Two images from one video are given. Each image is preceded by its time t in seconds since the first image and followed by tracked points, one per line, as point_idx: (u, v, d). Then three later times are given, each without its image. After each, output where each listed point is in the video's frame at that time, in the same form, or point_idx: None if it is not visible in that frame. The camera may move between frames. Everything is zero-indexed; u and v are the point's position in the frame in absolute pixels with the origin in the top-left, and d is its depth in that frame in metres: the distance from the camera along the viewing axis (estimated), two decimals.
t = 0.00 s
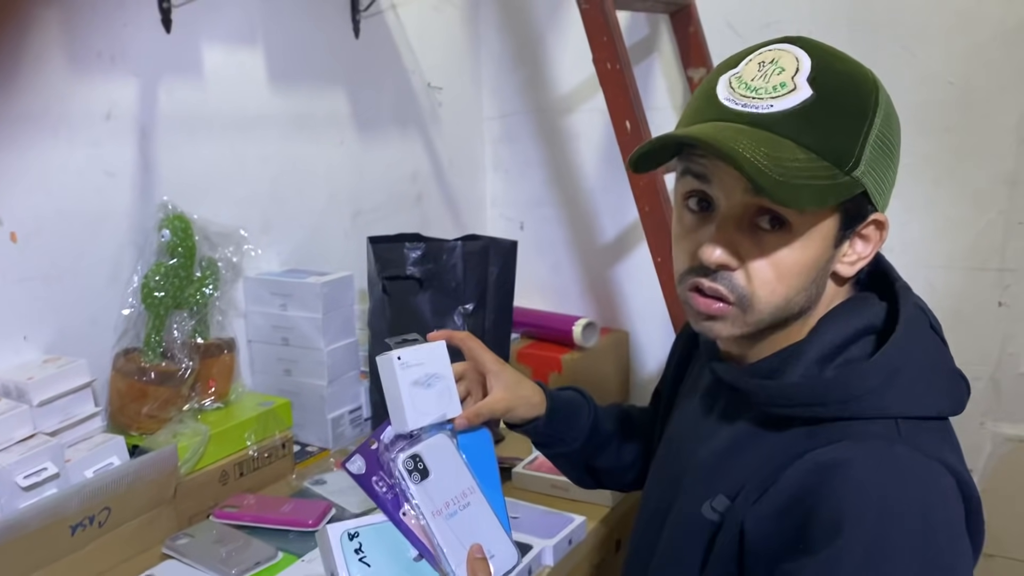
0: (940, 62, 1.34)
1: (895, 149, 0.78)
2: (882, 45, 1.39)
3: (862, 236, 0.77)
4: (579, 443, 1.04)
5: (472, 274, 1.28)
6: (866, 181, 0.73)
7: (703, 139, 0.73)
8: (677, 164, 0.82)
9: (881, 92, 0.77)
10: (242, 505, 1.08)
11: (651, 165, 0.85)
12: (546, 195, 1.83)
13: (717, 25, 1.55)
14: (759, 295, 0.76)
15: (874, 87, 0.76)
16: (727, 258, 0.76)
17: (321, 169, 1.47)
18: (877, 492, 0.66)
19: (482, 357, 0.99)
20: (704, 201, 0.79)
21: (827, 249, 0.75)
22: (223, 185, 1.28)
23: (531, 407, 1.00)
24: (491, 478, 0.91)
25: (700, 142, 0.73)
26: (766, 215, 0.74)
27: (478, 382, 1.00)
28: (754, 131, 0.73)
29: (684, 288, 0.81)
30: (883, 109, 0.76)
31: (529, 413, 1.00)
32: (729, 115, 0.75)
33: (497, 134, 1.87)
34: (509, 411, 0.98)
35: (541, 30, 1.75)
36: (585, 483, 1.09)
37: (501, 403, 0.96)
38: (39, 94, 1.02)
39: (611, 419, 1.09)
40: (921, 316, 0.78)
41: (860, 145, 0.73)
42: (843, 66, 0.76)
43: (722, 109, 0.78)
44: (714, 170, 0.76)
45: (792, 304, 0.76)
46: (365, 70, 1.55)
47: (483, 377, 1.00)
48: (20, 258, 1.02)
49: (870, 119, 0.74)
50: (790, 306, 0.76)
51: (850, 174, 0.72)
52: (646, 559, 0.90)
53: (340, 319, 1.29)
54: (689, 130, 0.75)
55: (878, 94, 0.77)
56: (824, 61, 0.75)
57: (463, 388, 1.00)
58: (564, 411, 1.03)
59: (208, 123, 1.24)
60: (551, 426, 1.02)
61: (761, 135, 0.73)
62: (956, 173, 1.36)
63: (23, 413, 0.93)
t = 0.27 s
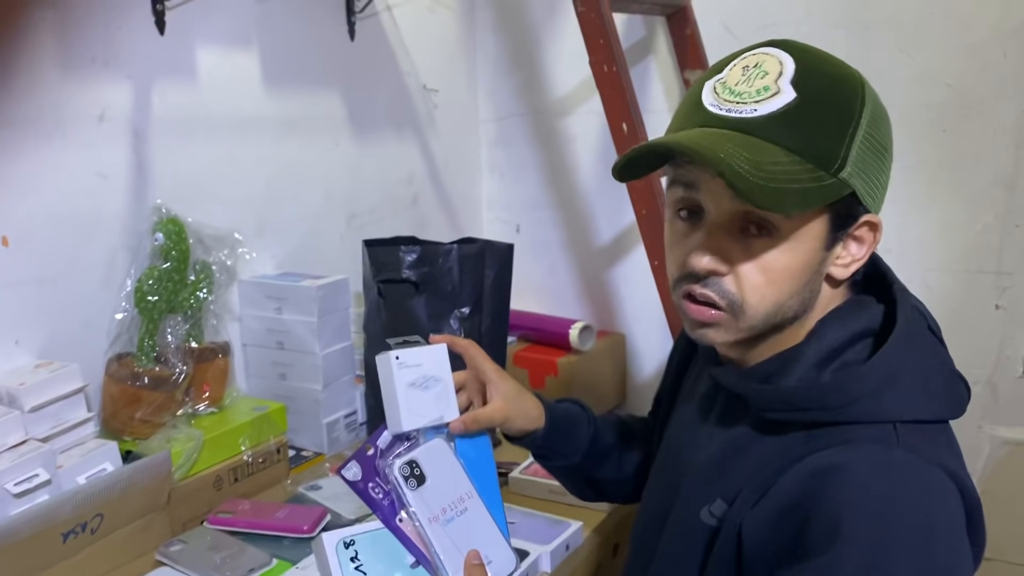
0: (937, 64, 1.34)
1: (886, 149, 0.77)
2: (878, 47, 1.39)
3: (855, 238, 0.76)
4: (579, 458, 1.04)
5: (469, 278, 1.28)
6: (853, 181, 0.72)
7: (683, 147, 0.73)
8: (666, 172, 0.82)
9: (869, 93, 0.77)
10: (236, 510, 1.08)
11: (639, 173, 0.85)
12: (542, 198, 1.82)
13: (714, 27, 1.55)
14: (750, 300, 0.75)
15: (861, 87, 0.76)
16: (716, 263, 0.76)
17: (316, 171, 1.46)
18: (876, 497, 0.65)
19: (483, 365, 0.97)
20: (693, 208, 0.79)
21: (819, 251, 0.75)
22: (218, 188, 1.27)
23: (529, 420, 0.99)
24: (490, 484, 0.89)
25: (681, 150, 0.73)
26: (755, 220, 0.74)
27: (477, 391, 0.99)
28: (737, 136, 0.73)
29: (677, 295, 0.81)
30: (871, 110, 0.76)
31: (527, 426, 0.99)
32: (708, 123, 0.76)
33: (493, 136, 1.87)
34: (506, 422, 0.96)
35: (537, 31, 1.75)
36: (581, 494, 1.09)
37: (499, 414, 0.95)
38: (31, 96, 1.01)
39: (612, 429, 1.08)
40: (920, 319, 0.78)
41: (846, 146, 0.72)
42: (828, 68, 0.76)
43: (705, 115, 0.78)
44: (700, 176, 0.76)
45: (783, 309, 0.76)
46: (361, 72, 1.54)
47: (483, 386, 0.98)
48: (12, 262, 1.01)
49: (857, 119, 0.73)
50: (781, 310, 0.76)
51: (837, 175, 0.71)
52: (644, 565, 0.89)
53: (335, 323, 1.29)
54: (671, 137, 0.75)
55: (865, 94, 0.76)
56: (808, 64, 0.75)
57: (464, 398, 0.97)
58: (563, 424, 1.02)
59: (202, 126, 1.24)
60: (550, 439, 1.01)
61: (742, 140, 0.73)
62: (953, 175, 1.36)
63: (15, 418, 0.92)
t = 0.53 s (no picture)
0: (938, 68, 1.33)
1: (823, 167, 0.69)
2: (878, 50, 1.38)
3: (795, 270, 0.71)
4: (586, 479, 1.00)
5: (465, 283, 1.25)
6: (742, 221, 0.68)
7: (580, 210, 0.79)
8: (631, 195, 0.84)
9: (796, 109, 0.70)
10: (229, 521, 1.06)
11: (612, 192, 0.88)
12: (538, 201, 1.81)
13: (712, 30, 1.53)
14: (685, 332, 0.77)
15: (771, 109, 0.70)
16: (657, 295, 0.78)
17: (310, 175, 1.44)
18: (878, 516, 0.64)
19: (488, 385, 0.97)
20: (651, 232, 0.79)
21: (744, 284, 0.72)
22: (210, 192, 1.25)
23: (533, 441, 0.97)
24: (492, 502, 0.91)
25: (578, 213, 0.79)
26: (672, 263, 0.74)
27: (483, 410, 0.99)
28: (625, 192, 0.76)
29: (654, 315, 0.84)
30: (789, 130, 0.69)
31: (532, 447, 0.97)
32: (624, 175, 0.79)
33: (489, 139, 1.85)
34: (510, 444, 0.95)
35: (534, 33, 1.73)
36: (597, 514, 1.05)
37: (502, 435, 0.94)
38: (20, 99, 0.99)
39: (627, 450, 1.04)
40: (930, 333, 0.75)
41: (727, 189, 0.69)
42: (736, 96, 0.72)
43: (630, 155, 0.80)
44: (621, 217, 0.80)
45: (732, 333, 0.75)
46: (356, 74, 1.52)
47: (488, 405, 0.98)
48: None
49: (747, 151, 0.69)
50: (721, 337, 0.76)
51: (712, 220, 0.70)
52: None
53: (329, 329, 1.27)
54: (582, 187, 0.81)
55: (779, 114, 0.70)
56: (705, 101, 0.73)
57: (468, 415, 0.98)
58: (569, 445, 0.99)
59: (194, 129, 1.22)
60: (556, 461, 0.98)
61: (638, 194, 0.75)
62: (953, 180, 1.35)
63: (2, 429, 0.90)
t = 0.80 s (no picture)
0: (944, 70, 1.31)
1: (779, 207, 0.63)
2: (883, 53, 1.35)
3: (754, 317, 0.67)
4: (606, 500, 0.97)
5: (463, 291, 1.22)
6: (682, 265, 0.66)
7: (542, 230, 0.79)
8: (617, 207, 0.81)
9: (752, 141, 0.64)
10: (220, 536, 1.03)
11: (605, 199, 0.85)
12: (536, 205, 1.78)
13: (713, 31, 1.51)
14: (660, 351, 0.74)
15: (720, 143, 0.65)
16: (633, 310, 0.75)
17: (304, 179, 1.41)
18: (868, 546, 0.60)
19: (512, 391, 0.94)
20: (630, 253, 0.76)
21: (704, 322, 0.69)
22: (202, 197, 1.22)
23: (551, 457, 0.94)
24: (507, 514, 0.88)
25: (540, 233, 0.79)
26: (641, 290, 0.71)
27: (502, 415, 0.95)
28: (581, 222, 0.74)
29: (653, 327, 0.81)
30: (739, 166, 0.64)
31: (549, 462, 0.94)
32: (590, 195, 0.77)
33: (486, 142, 1.82)
34: (528, 453, 0.92)
35: (532, 35, 1.71)
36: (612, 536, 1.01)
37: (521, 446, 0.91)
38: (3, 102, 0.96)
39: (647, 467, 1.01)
40: (927, 347, 0.69)
41: (669, 228, 0.66)
42: (691, 125, 0.67)
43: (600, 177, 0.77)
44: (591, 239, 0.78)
45: (703, 355, 0.72)
46: (351, 76, 1.49)
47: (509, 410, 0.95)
48: None
49: (690, 190, 0.65)
50: (693, 359, 0.73)
51: (654, 259, 0.67)
52: None
53: (324, 337, 1.24)
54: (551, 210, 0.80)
55: (730, 148, 0.64)
56: (662, 128, 0.69)
57: (488, 417, 0.94)
58: (587, 464, 0.96)
59: (186, 132, 1.19)
60: (574, 480, 0.95)
61: (593, 221, 0.74)
62: (959, 184, 1.33)
63: None
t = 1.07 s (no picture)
0: (951, 73, 1.29)
1: (790, 220, 0.61)
2: (889, 55, 1.33)
3: (773, 336, 0.64)
4: (622, 527, 0.94)
5: (462, 297, 1.20)
6: (692, 287, 0.63)
7: (536, 260, 0.76)
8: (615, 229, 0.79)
9: (756, 154, 0.62)
10: (212, 551, 0.99)
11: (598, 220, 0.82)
12: (535, 208, 1.75)
13: (716, 32, 1.49)
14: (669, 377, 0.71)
15: (723, 156, 0.62)
16: (639, 335, 0.72)
17: (299, 182, 1.38)
18: None
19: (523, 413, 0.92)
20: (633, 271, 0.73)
21: (720, 346, 0.66)
22: (195, 201, 1.19)
23: (561, 481, 0.91)
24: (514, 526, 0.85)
25: (535, 264, 0.76)
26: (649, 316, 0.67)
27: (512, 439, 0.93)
28: (580, 249, 0.72)
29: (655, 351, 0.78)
30: (746, 180, 0.61)
31: (558, 488, 0.91)
32: (586, 222, 0.74)
33: (484, 144, 1.80)
34: (536, 478, 0.89)
35: (531, 36, 1.68)
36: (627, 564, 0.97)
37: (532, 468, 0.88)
38: None
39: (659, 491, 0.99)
40: (940, 367, 0.64)
41: (675, 249, 0.63)
42: (691, 140, 0.64)
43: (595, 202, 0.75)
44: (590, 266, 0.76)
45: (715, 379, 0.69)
46: (347, 77, 1.47)
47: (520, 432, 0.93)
48: None
49: (696, 208, 0.62)
50: (704, 383, 0.70)
51: (661, 282, 0.65)
52: None
53: (319, 344, 1.21)
54: (546, 239, 0.77)
55: (735, 161, 0.62)
56: (659, 146, 0.66)
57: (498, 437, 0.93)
58: (601, 489, 0.94)
59: (178, 134, 1.16)
60: (587, 505, 0.92)
61: (592, 248, 0.71)
62: (967, 189, 1.31)
63: None
